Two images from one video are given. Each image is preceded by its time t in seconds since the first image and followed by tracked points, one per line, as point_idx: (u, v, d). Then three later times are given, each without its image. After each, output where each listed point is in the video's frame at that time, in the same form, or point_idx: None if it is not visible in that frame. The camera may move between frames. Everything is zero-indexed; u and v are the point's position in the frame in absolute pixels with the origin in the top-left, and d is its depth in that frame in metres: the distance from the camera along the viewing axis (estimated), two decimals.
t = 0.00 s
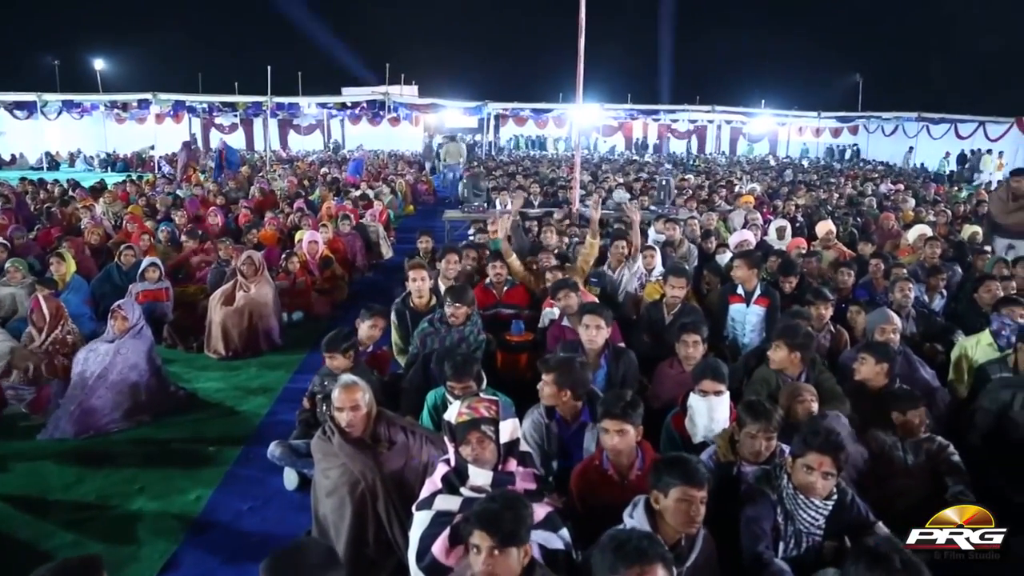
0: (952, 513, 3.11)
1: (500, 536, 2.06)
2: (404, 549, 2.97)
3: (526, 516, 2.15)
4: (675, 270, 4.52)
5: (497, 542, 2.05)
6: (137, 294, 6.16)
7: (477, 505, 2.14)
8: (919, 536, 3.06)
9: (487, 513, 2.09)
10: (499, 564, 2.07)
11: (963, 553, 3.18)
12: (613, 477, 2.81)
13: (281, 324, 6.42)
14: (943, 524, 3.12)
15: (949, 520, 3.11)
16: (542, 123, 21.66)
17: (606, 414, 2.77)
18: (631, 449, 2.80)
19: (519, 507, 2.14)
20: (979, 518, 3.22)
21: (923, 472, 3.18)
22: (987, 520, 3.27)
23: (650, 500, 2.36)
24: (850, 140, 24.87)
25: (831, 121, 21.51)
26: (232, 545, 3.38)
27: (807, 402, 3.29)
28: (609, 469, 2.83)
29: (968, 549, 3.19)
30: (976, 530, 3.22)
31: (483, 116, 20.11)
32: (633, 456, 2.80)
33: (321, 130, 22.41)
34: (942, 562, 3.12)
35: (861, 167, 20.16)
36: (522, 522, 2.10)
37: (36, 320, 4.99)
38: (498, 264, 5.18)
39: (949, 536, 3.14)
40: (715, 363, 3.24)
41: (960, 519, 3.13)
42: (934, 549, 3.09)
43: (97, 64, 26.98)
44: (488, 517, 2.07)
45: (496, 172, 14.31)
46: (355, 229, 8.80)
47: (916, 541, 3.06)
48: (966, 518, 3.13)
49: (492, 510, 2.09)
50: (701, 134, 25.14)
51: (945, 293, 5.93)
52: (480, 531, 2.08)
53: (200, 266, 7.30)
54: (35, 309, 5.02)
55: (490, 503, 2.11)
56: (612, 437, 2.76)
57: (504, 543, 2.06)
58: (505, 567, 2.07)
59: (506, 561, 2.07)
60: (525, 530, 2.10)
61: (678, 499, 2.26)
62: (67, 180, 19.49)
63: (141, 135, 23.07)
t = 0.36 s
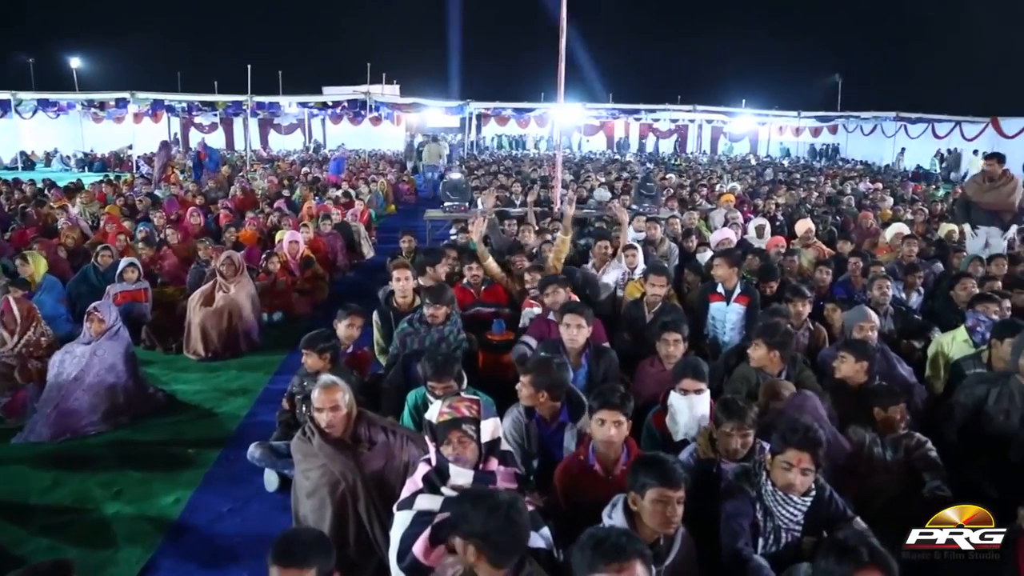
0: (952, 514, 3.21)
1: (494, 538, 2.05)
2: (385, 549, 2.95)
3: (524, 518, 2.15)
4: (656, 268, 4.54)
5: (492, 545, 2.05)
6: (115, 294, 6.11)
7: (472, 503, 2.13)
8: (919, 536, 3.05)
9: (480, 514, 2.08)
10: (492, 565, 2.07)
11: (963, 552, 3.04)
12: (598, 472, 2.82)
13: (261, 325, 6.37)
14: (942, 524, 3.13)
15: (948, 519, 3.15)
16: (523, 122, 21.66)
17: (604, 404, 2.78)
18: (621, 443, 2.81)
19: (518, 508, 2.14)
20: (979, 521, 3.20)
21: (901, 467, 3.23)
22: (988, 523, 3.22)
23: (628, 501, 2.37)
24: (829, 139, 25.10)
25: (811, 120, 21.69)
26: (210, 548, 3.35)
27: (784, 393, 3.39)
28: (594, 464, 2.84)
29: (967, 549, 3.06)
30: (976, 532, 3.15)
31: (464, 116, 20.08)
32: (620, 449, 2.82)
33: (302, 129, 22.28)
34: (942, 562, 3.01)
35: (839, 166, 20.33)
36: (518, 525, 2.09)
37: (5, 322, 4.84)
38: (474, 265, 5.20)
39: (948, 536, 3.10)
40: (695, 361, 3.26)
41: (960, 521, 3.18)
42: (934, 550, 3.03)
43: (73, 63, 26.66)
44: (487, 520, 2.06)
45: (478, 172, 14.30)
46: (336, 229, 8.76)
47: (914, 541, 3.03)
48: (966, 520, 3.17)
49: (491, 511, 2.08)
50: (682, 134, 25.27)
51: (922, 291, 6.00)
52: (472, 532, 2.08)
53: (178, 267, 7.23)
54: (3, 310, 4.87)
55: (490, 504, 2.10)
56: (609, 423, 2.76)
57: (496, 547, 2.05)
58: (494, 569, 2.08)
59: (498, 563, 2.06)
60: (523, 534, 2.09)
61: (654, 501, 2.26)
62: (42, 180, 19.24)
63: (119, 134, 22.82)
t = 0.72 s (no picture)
0: (953, 514, 3.07)
1: (476, 531, 2.04)
2: (362, 551, 2.94)
3: (510, 511, 2.14)
4: (633, 267, 4.55)
5: (473, 539, 2.05)
6: (87, 298, 5.92)
7: (456, 496, 2.14)
8: (918, 536, 3.01)
9: (461, 509, 2.09)
10: (474, 559, 2.08)
11: (963, 554, 2.79)
12: (585, 467, 2.84)
13: (238, 326, 6.32)
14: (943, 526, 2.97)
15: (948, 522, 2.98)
16: (502, 122, 21.63)
17: (603, 397, 2.81)
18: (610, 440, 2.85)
19: (503, 501, 2.13)
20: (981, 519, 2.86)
21: (876, 462, 3.26)
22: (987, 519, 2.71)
23: (604, 500, 2.39)
24: (805, 139, 25.36)
25: (787, 120, 21.89)
26: (186, 552, 3.31)
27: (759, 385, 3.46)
28: (581, 459, 2.85)
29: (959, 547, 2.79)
30: (975, 529, 2.71)
31: (443, 115, 20.04)
32: (606, 446, 2.87)
33: (279, 129, 22.10)
34: (940, 562, 2.93)
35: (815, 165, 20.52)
36: (502, 518, 2.08)
37: None
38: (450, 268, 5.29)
39: (947, 535, 2.93)
40: (673, 360, 3.26)
41: (959, 519, 2.98)
42: (934, 551, 2.98)
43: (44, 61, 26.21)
44: (469, 514, 2.06)
45: (456, 171, 14.27)
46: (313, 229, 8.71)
47: (914, 541, 3.01)
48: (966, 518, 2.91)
49: (474, 504, 2.07)
50: (660, 133, 25.42)
51: (896, 289, 6.07)
52: (456, 525, 2.08)
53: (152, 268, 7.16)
54: None
55: (473, 497, 2.09)
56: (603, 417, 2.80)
57: (479, 542, 2.05)
58: (477, 563, 2.08)
59: (480, 557, 2.06)
60: (505, 528, 2.08)
61: (628, 499, 2.27)
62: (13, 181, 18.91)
63: (92, 134, 22.50)
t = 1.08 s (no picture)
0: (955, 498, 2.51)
1: (472, 524, 1.98)
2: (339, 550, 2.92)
3: (506, 504, 2.07)
4: (610, 263, 4.57)
5: (467, 533, 1.99)
6: (61, 298, 5.87)
7: (453, 487, 2.06)
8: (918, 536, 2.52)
9: (456, 500, 2.02)
10: (465, 552, 2.01)
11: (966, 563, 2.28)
12: (569, 459, 2.83)
13: (215, 325, 6.25)
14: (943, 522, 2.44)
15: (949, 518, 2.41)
16: (481, 118, 21.59)
17: (591, 391, 2.77)
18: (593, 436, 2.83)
19: (499, 495, 2.06)
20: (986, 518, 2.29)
21: (851, 455, 3.29)
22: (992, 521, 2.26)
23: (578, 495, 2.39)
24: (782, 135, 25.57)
25: (765, 116, 22.04)
26: (161, 554, 3.27)
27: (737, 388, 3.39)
28: (565, 452, 2.84)
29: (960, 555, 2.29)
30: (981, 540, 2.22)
31: (422, 112, 19.96)
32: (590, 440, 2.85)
33: (256, 126, 21.91)
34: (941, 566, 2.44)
35: (794, 161, 20.68)
36: (498, 513, 2.01)
37: None
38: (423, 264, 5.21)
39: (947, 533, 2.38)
40: (651, 356, 3.25)
41: (962, 518, 2.35)
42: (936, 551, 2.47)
43: (14, 56, 25.72)
44: (465, 507, 1.99)
45: (435, 168, 14.22)
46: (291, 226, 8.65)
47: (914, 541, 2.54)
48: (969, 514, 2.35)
49: (470, 498, 2.00)
50: (640, 130, 25.52)
51: (871, 283, 6.13)
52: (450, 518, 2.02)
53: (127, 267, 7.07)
54: None
55: (470, 490, 2.02)
56: (584, 416, 2.77)
57: (472, 535, 1.98)
58: (467, 556, 2.01)
59: (472, 550, 2.00)
60: (500, 522, 2.01)
61: (603, 493, 2.28)
62: None
63: (65, 131, 22.15)
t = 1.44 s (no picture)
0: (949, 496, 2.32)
1: (455, 518, 1.98)
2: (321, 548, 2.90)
3: (490, 499, 2.06)
4: (591, 259, 4.59)
5: (452, 527, 1.98)
6: (37, 299, 5.76)
7: (438, 483, 2.05)
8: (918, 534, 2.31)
9: (440, 494, 2.01)
10: (450, 547, 2.00)
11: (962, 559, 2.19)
12: (550, 454, 2.83)
13: (195, 324, 6.19)
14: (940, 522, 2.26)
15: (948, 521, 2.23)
16: (463, 114, 21.57)
17: (571, 384, 2.80)
18: (574, 430, 2.83)
19: (484, 489, 2.05)
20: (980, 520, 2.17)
21: (831, 447, 3.31)
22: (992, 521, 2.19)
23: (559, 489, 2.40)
24: (764, 130, 25.73)
25: (746, 111, 22.14)
26: (141, 555, 3.25)
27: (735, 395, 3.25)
28: (547, 446, 2.85)
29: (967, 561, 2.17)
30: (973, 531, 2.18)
31: (403, 108, 19.87)
32: (571, 435, 2.85)
33: (236, 122, 21.72)
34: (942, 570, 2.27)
35: (774, 156, 20.79)
36: (482, 508, 2.00)
37: None
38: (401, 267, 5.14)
39: (947, 534, 2.23)
40: (632, 351, 3.26)
41: (961, 518, 2.22)
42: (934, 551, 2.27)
43: None
44: (449, 503, 1.98)
45: (417, 165, 14.16)
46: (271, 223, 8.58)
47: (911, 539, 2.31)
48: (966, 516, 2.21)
49: (454, 493, 1.99)
50: (622, 126, 25.58)
51: (850, 276, 6.18)
52: (434, 513, 2.01)
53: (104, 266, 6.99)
54: None
55: (454, 486, 2.01)
56: (564, 409, 2.78)
57: (457, 530, 1.98)
58: (451, 551, 2.00)
59: (457, 545, 1.99)
60: (485, 516, 2.00)
61: (583, 486, 2.28)
62: None
63: (41, 128, 21.82)
